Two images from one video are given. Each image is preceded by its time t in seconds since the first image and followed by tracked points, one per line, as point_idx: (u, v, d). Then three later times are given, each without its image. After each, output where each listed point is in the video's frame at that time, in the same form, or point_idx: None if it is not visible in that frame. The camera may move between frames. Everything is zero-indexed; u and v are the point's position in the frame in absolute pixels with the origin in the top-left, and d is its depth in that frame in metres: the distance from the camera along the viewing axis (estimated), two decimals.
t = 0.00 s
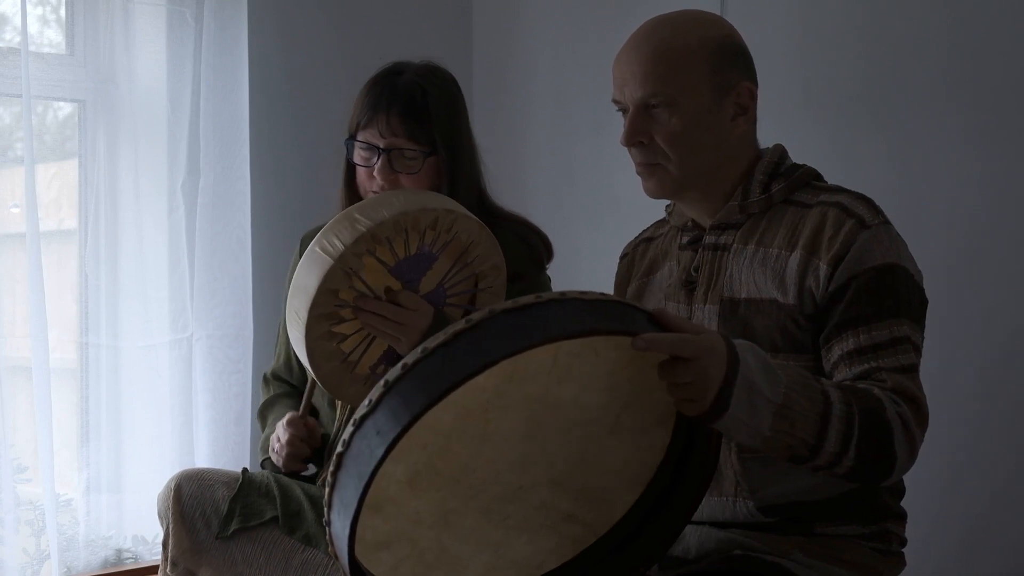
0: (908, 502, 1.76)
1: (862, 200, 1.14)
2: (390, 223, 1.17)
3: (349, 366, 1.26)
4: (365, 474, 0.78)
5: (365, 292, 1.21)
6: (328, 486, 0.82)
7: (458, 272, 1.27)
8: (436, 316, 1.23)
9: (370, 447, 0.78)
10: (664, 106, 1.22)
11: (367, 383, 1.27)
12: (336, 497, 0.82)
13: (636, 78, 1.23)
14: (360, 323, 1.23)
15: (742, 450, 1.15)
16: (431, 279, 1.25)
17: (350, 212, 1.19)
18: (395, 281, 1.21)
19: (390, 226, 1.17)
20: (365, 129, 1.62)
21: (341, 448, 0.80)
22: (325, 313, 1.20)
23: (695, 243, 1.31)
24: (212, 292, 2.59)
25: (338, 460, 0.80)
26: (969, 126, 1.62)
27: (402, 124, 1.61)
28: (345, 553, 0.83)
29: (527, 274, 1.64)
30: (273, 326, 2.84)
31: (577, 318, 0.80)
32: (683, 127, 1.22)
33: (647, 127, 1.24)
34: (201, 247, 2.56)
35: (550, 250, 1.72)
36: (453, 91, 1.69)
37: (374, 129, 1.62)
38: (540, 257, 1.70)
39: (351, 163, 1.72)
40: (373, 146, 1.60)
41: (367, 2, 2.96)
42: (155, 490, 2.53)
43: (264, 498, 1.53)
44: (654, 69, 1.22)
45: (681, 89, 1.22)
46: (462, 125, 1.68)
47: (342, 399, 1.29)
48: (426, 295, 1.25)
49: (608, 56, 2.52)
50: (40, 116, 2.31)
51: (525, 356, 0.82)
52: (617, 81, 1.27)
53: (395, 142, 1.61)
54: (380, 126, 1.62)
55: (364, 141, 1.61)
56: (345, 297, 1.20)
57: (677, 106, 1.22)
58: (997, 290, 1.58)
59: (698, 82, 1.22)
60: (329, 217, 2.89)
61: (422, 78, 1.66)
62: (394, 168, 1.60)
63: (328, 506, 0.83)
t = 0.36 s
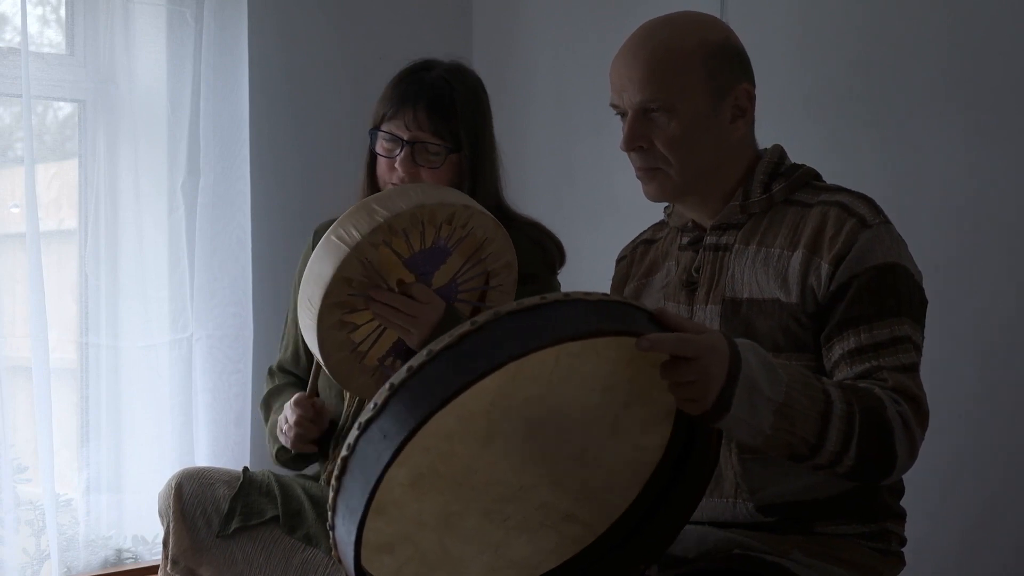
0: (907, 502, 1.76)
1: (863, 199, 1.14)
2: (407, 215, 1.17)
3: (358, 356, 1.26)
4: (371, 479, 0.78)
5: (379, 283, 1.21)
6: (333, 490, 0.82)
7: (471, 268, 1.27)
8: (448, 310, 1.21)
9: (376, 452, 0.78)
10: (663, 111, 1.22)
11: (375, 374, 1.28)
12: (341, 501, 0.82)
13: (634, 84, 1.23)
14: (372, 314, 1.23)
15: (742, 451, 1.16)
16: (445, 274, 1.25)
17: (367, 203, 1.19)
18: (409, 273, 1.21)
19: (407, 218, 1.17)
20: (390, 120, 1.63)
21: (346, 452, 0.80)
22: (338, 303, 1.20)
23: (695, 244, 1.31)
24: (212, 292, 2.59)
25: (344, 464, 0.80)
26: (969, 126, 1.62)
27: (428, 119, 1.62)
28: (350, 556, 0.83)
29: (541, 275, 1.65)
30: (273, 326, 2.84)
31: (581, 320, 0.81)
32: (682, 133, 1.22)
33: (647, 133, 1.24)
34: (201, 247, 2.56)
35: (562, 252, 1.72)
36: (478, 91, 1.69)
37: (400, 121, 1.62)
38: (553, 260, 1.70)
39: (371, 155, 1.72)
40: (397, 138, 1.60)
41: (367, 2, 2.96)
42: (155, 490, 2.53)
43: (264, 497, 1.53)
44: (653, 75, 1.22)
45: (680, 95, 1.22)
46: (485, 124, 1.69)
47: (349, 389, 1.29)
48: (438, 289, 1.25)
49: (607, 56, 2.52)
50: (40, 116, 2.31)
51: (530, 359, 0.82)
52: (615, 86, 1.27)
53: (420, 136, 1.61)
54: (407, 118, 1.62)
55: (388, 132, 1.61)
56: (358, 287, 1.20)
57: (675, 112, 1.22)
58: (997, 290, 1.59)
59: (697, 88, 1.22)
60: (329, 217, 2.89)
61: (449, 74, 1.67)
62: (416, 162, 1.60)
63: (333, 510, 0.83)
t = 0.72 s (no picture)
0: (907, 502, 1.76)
1: (862, 201, 1.14)
2: (415, 219, 1.17)
3: (362, 357, 1.26)
4: (369, 479, 0.78)
5: (385, 286, 1.20)
6: (330, 490, 0.82)
7: (477, 272, 1.28)
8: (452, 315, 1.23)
9: (373, 453, 0.78)
10: (665, 104, 1.22)
11: (378, 375, 1.28)
12: (339, 502, 0.82)
13: (637, 77, 1.23)
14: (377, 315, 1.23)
15: (742, 451, 1.16)
16: (451, 277, 1.26)
17: (376, 205, 1.18)
18: (415, 276, 1.22)
19: (415, 222, 1.17)
20: (405, 119, 1.63)
21: (343, 453, 0.80)
22: (344, 305, 1.20)
23: (695, 243, 1.31)
24: (212, 292, 2.59)
25: (341, 465, 0.80)
26: (969, 127, 1.62)
27: (443, 119, 1.62)
28: (348, 557, 0.83)
29: (547, 279, 1.66)
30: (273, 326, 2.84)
31: (580, 322, 0.81)
32: (683, 125, 1.22)
33: (647, 125, 1.24)
34: (201, 247, 2.56)
35: (569, 259, 1.72)
36: (496, 95, 1.69)
37: (416, 120, 1.62)
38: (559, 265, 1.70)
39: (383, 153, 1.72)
40: (410, 137, 1.60)
41: (367, 2, 2.96)
42: (155, 490, 2.53)
43: (265, 497, 1.53)
44: (655, 68, 1.22)
45: (681, 88, 1.22)
46: (500, 126, 1.69)
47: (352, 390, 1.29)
48: (444, 292, 1.26)
49: (607, 56, 2.52)
50: (40, 116, 2.31)
51: (529, 360, 0.82)
52: (618, 78, 1.27)
53: (433, 136, 1.61)
54: (422, 117, 1.61)
55: (401, 130, 1.61)
56: (365, 289, 1.19)
57: (677, 106, 1.22)
58: (997, 289, 1.58)
59: (699, 82, 1.22)
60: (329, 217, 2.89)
61: (465, 75, 1.67)
62: (428, 161, 1.60)
63: (331, 510, 0.83)
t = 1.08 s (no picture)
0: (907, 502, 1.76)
1: (863, 201, 1.14)
2: (398, 219, 1.17)
3: (353, 361, 1.26)
4: (370, 482, 0.78)
5: (371, 288, 1.21)
6: (330, 493, 0.82)
7: (464, 271, 1.27)
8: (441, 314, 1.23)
9: (374, 455, 0.78)
10: (657, 106, 1.23)
11: (370, 379, 1.28)
12: (339, 504, 0.82)
13: (631, 78, 1.24)
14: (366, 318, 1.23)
15: (742, 452, 1.16)
16: (437, 277, 1.25)
17: (358, 207, 1.19)
18: (401, 277, 1.21)
19: (398, 222, 1.18)
20: (394, 118, 1.63)
21: (343, 456, 0.80)
22: (331, 308, 1.20)
23: (695, 243, 1.31)
24: (212, 292, 2.59)
25: (341, 467, 0.81)
26: (969, 128, 1.62)
27: (432, 118, 1.62)
28: (348, 559, 0.84)
29: (538, 275, 1.65)
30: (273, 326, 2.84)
31: (580, 324, 0.81)
32: (674, 127, 1.23)
33: (638, 126, 1.24)
34: (201, 247, 2.56)
35: (561, 256, 1.72)
36: (482, 93, 1.70)
37: (404, 119, 1.61)
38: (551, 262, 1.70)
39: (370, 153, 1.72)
40: (400, 135, 1.60)
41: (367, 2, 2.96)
42: (155, 490, 2.53)
43: (264, 497, 1.53)
44: (649, 70, 1.23)
45: (674, 90, 1.22)
46: (489, 125, 1.69)
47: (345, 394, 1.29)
48: (431, 292, 1.25)
49: (608, 56, 2.52)
50: (40, 116, 2.31)
51: (530, 362, 0.82)
52: (614, 79, 1.28)
53: (423, 134, 1.61)
54: (411, 115, 1.61)
55: (391, 129, 1.62)
56: (350, 292, 1.20)
57: (669, 107, 1.22)
58: (996, 289, 1.59)
59: (693, 84, 1.22)
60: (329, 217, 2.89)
61: (453, 74, 1.67)
62: (418, 160, 1.61)
63: (331, 512, 0.83)
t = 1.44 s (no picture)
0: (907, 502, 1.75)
1: (864, 200, 1.14)
2: (381, 217, 1.18)
3: (344, 363, 1.26)
4: (371, 488, 0.78)
5: (358, 288, 1.21)
6: (332, 498, 0.82)
7: (448, 266, 1.28)
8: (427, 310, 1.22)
9: (375, 461, 0.78)
10: (656, 103, 1.23)
11: (362, 380, 1.27)
12: (340, 510, 0.82)
13: (632, 74, 1.24)
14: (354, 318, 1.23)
15: (741, 451, 1.16)
16: (423, 273, 1.26)
17: (341, 208, 1.19)
18: (387, 275, 1.22)
19: (381, 219, 1.18)
20: (379, 117, 1.63)
21: (344, 461, 0.80)
22: (319, 310, 1.20)
23: (695, 240, 1.31)
24: (212, 292, 2.59)
25: (343, 473, 0.80)
26: (969, 128, 1.62)
27: (418, 117, 1.62)
28: (351, 566, 0.83)
29: (527, 272, 1.65)
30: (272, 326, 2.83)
31: (581, 329, 0.80)
32: (673, 124, 1.23)
33: (638, 122, 1.25)
34: (201, 247, 2.56)
35: (549, 248, 1.71)
36: (466, 91, 1.70)
37: (390, 118, 1.62)
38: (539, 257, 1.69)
39: (359, 154, 1.72)
40: (386, 135, 1.61)
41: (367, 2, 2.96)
42: (155, 490, 2.53)
43: (264, 497, 1.53)
44: (649, 66, 1.23)
45: (673, 86, 1.22)
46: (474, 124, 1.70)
47: (336, 398, 1.28)
48: (418, 289, 1.25)
49: (608, 56, 2.52)
50: (40, 116, 2.31)
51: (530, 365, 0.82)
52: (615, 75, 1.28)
53: (409, 133, 1.62)
54: (397, 115, 1.62)
55: (377, 129, 1.62)
56: (337, 293, 1.19)
57: (668, 104, 1.23)
58: (996, 289, 1.58)
59: (693, 80, 1.22)
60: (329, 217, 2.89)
61: (437, 73, 1.67)
62: (405, 159, 1.61)
63: (332, 517, 0.83)
